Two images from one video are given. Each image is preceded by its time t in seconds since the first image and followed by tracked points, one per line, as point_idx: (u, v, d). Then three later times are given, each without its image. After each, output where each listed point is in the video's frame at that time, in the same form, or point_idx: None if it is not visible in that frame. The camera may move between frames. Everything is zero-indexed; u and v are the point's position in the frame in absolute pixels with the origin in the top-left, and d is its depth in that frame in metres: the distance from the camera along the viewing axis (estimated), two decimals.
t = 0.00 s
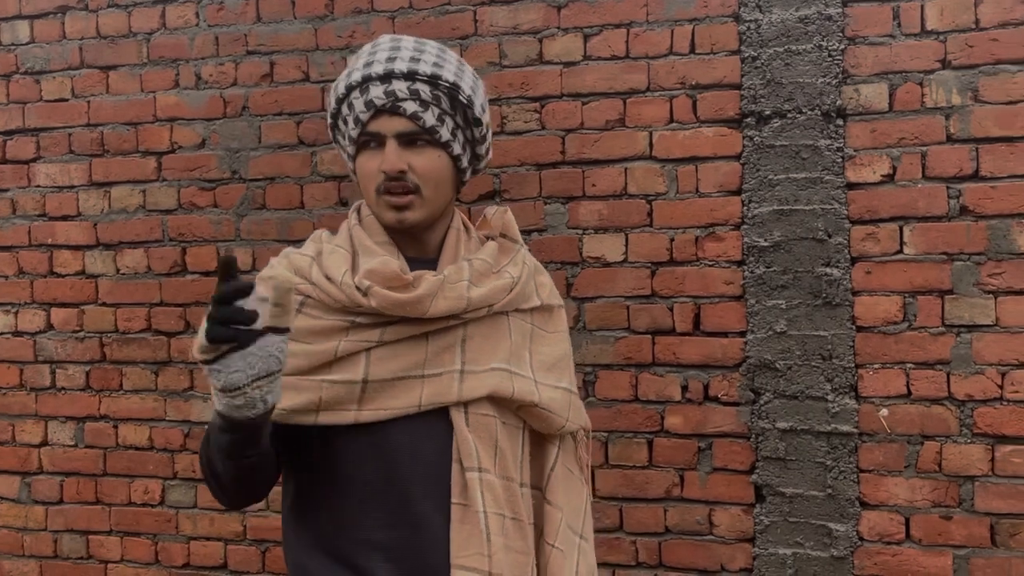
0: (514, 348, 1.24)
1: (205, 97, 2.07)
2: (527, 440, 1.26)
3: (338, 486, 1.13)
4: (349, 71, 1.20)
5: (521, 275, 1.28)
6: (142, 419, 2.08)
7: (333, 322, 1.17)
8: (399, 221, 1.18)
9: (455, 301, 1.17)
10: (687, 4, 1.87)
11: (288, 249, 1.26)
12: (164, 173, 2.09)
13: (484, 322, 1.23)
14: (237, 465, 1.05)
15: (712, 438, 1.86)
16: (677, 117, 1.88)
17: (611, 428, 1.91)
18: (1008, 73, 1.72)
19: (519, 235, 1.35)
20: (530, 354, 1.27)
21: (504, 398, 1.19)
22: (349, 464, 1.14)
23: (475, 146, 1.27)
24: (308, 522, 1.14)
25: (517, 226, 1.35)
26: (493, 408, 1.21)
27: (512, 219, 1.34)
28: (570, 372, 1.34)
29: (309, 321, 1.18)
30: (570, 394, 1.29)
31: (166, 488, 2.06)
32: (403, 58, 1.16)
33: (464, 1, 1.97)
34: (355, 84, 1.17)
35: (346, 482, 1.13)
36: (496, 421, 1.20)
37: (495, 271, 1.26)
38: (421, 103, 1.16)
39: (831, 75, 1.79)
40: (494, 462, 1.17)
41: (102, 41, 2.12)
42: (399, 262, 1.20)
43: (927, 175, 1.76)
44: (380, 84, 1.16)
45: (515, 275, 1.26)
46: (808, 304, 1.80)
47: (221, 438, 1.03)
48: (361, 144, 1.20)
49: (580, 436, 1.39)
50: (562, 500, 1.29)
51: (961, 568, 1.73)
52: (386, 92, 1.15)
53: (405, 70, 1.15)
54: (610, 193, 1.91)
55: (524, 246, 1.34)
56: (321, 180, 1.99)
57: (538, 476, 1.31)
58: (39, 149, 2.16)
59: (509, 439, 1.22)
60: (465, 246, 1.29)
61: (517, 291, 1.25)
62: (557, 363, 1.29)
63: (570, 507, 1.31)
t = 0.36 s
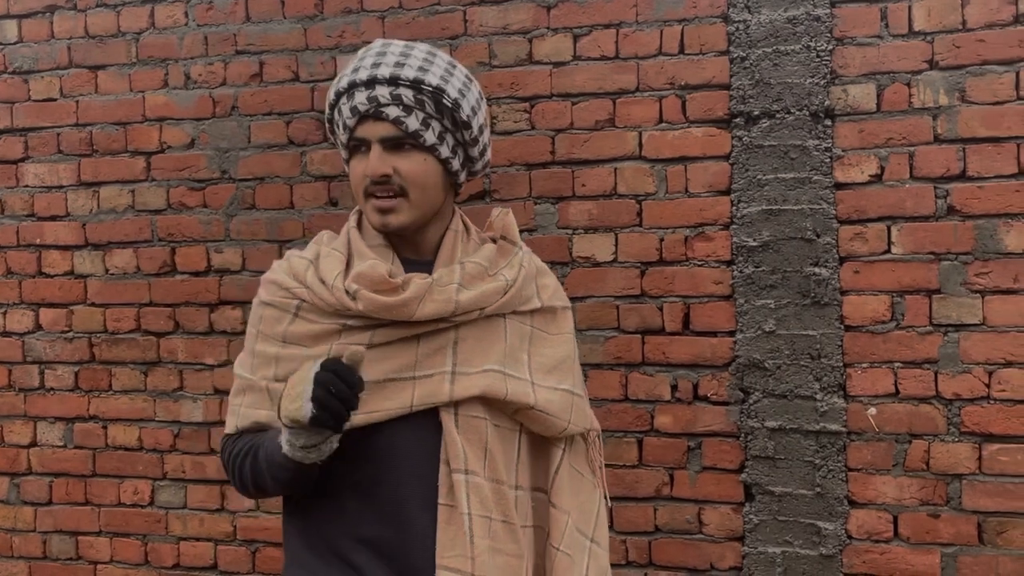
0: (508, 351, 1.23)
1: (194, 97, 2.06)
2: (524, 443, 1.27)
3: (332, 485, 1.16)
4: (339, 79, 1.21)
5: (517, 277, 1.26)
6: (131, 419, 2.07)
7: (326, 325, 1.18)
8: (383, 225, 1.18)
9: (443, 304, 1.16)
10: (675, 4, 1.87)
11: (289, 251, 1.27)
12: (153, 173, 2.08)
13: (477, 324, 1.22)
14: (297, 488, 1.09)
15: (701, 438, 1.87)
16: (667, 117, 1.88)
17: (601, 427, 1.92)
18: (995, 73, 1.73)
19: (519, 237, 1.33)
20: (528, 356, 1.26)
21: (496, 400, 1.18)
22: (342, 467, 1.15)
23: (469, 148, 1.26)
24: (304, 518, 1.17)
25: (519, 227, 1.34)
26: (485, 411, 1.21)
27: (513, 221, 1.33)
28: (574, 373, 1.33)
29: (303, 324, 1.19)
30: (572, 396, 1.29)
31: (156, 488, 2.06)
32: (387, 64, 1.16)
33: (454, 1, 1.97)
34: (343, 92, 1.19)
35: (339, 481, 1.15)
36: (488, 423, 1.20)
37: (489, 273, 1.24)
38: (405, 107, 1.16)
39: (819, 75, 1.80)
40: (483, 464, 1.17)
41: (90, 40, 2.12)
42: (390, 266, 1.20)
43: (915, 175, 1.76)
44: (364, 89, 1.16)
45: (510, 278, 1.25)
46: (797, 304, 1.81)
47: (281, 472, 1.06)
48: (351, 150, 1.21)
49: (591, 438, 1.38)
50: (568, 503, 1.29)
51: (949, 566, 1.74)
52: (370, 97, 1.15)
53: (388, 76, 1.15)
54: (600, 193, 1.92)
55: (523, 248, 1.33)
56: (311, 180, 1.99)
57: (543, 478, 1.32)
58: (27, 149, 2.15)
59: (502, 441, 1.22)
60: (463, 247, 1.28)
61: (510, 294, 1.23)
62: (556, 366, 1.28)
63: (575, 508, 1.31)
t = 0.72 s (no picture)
0: (497, 348, 1.24)
1: (189, 97, 2.06)
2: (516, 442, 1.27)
3: (325, 481, 1.17)
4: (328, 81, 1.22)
5: (505, 274, 1.26)
6: (127, 419, 2.07)
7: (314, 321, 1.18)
8: (376, 222, 1.18)
9: (427, 299, 1.17)
10: (671, 5, 1.88)
11: (284, 252, 1.29)
12: (148, 173, 2.08)
13: (464, 321, 1.23)
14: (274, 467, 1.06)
15: (697, 437, 1.87)
16: (662, 117, 1.89)
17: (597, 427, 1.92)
18: (988, 74, 1.73)
19: (510, 237, 1.34)
20: (519, 355, 1.27)
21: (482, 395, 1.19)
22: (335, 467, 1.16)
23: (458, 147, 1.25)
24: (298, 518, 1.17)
25: (510, 226, 1.36)
26: (473, 407, 1.21)
27: (505, 221, 1.35)
28: (568, 374, 1.32)
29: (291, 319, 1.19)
30: (564, 397, 1.29)
31: (152, 488, 2.06)
32: (373, 64, 1.17)
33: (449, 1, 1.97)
34: (331, 93, 1.20)
35: (331, 478, 1.16)
36: (476, 420, 1.20)
37: (477, 271, 1.25)
38: (390, 106, 1.16)
39: (814, 75, 1.80)
40: (471, 460, 1.17)
41: (85, 40, 2.12)
42: (376, 262, 1.21)
43: (909, 175, 1.77)
44: (351, 90, 1.17)
45: (498, 275, 1.25)
46: (792, 304, 1.81)
47: (255, 447, 1.04)
48: (342, 151, 1.22)
49: (586, 441, 1.38)
50: (564, 506, 1.29)
51: (943, 565, 1.75)
52: (356, 98, 1.16)
53: (373, 76, 1.16)
54: (596, 193, 1.92)
55: (514, 248, 1.34)
56: (307, 179, 1.99)
57: (538, 480, 1.32)
58: (22, 149, 2.15)
59: (491, 439, 1.22)
60: (453, 247, 1.29)
61: (498, 290, 1.24)
62: (548, 365, 1.29)
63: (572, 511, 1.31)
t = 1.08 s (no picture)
0: (500, 350, 1.24)
1: (190, 97, 2.06)
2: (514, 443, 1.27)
3: (315, 480, 1.15)
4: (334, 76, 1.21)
5: (507, 277, 1.28)
6: (128, 420, 2.07)
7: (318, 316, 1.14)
8: (383, 220, 1.18)
9: (437, 298, 1.17)
10: (672, 5, 1.88)
11: (282, 246, 1.26)
12: (149, 173, 2.08)
13: (468, 322, 1.23)
14: (290, 433, 1.00)
15: (697, 437, 1.87)
16: (663, 118, 1.89)
17: (597, 427, 1.92)
18: (989, 75, 1.73)
19: (508, 241, 1.36)
20: (518, 355, 1.27)
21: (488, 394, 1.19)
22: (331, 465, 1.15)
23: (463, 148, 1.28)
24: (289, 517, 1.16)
25: (506, 231, 1.37)
26: (476, 408, 1.22)
27: (502, 225, 1.37)
28: (563, 376, 1.34)
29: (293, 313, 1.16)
30: (562, 398, 1.30)
31: (152, 488, 2.06)
32: (384, 62, 1.17)
33: (450, 2, 1.97)
34: (339, 89, 1.18)
35: (324, 477, 1.15)
36: (479, 421, 1.21)
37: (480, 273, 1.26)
38: (403, 105, 1.16)
39: (814, 76, 1.80)
40: (473, 461, 1.18)
41: (86, 41, 2.12)
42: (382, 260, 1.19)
43: (909, 176, 1.77)
44: (362, 87, 1.16)
45: (500, 278, 1.26)
46: (792, 304, 1.81)
47: (275, 410, 0.99)
48: (347, 148, 1.21)
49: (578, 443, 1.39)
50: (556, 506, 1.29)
51: (944, 565, 1.75)
52: (368, 95, 1.16)
53: (386, 73, 1.16)
54: (596, 194, 1.92)
55: (512, 252, 1.35)
56: (308, 180, 1.99)
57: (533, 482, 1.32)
58: (23, 149, 2.15)
59: (493, 439, 1.23)
60: (453, 249, 1.30)
61: (501, 293, 1.25)
62: (546, 366, 1.29)
63: (566, 514, 1.32)
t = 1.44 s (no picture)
0: (484, 363, 1.24)
1: (197, 99, 2.07)
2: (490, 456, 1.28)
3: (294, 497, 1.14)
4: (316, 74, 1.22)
5: (493, 287, 1.27)
6: (135, 419, 2.08)
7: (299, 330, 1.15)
8: (360, 221, 1.18)
9: (423, 312, 1.16)
10: (677, 6, 1.88)
11: (258, 250, 1.24)
12: (156, 174, 2.09)
13: (453, 334, 1.23)
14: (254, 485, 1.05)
15: (701, 437, 1.88)
16: (668, 118, 1.89)
17: (602, 427, 1.93)
18: (993, 75, 1.74)
19: (496, 248, 1.37)
20: (500, 369, 1.27)
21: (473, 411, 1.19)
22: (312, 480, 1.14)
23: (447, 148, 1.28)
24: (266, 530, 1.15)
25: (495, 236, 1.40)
26: (459, 423, 1.21)
27: (490, 229, 1.39)
28: (542, 387, 1.34)
29: (270, 327, 1.16)
30: (541, 411, 1.30)
31: (160, 487, 2.07)
32: (366, 60, 1.17)
33: (456, 3, 1.98)
34: (320, 86, 1.19)
35: (303, 494, 1.14)
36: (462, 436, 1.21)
37: (466, 283, 1.26)
38: (383, 104, 1.17)
39: (818, 77, 1.81)
40: (457, 476, 1.18)
41: (95, 42, 2.13)
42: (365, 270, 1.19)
43: (914, 176, 1.78)
44: (342, 85, 1.17)
45: (486, 288, 1.26)
46: (797, 304, 1.82)
47: (243, 467, 1.02)
48: (327, 146, 1.21)
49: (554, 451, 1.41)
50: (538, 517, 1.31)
51: (948, 565, 1.76)
52: (348, 93, 1.16)
53: (366, 72, 1.16)
54: (601, 194, 1.93)
55: (499, 258, 1.36)
56: (314, 180, 2.00)
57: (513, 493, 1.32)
58: (32, 150, 2.16)
59: (474, 455, 1.23)
60: (438, 255, 1.29)
61: (488, 304, 1.25)
62: (525, 380, 1.30)
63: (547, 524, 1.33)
